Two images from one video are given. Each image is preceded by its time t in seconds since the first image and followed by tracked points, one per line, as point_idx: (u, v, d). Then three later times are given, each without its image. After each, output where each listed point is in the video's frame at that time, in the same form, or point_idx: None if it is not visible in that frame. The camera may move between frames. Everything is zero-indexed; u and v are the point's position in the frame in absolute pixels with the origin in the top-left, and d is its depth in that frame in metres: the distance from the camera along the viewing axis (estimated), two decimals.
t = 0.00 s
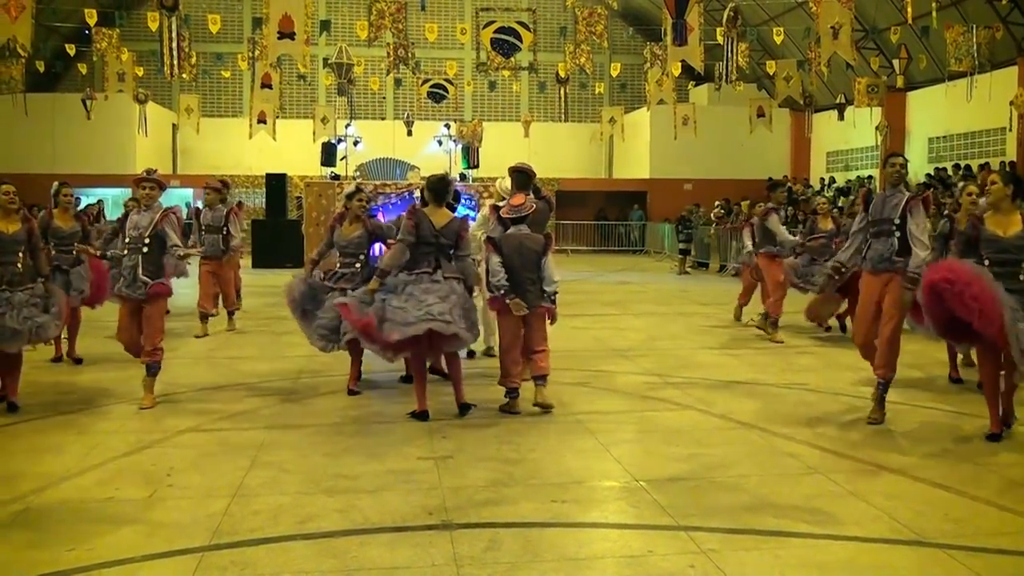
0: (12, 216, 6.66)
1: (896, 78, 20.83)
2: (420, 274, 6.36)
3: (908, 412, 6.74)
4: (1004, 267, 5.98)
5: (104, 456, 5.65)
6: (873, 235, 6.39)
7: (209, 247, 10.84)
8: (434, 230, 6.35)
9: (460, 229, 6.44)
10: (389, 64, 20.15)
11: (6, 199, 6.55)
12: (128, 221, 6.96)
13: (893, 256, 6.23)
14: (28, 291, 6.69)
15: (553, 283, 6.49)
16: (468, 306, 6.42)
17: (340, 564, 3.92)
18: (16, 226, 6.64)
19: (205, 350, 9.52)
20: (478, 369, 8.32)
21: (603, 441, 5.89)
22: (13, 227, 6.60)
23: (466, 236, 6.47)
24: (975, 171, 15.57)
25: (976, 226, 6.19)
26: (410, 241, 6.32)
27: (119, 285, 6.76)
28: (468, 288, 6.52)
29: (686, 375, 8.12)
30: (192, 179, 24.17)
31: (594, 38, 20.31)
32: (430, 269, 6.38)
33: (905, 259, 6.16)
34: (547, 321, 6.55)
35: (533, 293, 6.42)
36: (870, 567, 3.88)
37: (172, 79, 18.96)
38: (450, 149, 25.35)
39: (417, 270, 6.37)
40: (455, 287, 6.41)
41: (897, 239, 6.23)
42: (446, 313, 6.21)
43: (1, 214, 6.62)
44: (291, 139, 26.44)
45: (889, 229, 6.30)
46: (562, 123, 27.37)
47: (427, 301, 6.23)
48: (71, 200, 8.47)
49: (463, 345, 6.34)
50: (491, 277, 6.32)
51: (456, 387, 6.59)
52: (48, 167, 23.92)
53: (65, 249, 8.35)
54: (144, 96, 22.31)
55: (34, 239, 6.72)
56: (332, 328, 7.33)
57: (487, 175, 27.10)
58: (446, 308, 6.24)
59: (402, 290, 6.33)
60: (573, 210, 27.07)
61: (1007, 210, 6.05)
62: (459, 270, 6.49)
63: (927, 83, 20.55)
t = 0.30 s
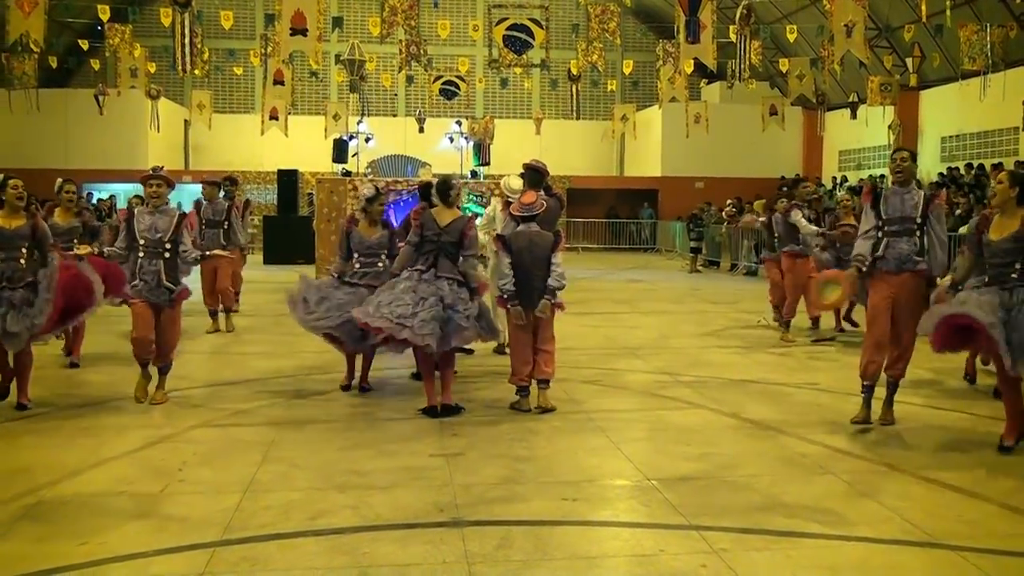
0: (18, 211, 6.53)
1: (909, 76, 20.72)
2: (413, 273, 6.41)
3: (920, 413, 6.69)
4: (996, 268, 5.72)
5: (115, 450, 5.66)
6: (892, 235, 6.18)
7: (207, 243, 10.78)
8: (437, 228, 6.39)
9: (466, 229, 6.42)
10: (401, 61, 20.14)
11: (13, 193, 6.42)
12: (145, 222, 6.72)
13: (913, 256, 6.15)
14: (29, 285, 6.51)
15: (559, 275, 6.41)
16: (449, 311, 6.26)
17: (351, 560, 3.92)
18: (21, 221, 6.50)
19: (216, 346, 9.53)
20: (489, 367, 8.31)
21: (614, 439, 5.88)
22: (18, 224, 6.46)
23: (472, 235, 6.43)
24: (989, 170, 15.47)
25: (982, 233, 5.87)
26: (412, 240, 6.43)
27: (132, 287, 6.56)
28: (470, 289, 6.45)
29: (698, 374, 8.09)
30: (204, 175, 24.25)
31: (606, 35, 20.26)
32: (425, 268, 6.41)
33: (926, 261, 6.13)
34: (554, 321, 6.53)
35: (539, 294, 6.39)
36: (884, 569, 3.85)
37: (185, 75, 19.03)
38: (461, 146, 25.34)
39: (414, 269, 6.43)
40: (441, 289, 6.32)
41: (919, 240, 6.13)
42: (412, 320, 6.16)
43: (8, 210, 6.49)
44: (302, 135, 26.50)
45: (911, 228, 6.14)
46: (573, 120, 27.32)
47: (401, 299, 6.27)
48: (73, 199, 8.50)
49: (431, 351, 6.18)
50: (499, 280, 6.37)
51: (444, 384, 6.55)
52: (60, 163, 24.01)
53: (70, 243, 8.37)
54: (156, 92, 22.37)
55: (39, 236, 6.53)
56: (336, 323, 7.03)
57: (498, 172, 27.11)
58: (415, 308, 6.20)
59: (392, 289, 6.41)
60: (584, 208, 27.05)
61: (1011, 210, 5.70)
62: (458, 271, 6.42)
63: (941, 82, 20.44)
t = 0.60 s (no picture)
0: (31, 211, 6.42)
1: (932, 74, 20.55)
2: (441, 268, 6.42)
3: (942, 414, 6.63)
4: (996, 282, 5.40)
5: (136, 445, 5.69)
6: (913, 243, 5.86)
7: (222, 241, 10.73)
8: (460, 223, 6.38)
9: (488, 222, 6.39)
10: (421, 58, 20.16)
11: (24, 192, 6.24)
12: (168, 218, 6.62)
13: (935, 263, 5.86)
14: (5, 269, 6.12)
15: (577, 274, 6.36)
16: (479, 302, 6.29)
17: (372, 557, 3.93)
18: (32, 220, 6.39)
19: (236, 342, 9.58)
20: (509, 365, 8.30)
21: (634, 438, 5.86)
22: (30, 222, 6.37)
23: (494, 229, 6.38)
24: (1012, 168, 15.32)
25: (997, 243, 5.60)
26: (438, 236, 6.47)
27: (155, 284, 6.46)
28: (498, 280, 6.42)
29: (718, 373, 8.05)
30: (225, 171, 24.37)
31: (627, 31, 20.20)
32: (453, 262, 6.42)
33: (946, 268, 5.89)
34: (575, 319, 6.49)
35: (559, 286, 6.32)
36: (907, 571, 3.82)
37: (206, 72, 19.12)
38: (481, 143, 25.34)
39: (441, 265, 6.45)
40: (470, 281, 6.33)
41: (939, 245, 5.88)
42: (445, 312, 6.18)
43: (18, 208, 6.36)
44: (322, 132, 26.58)
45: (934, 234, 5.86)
46: (593, 117, 27.27)
47: (432, 294, 6.28)
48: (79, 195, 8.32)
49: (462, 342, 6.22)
50: (519, 276, 6.35)
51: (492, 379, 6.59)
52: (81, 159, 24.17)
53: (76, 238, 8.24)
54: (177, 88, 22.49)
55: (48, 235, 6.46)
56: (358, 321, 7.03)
57: (518, 169, 27.11)
58: (445, 301, 6.22)
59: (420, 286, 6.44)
60: (604, 206, 26.99)
61: None
62: (485, 264, 6.40)
63: (963, 79, 20.27)
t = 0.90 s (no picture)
0: (46, 199, 6.43)
1: (961, 69, 20.31)
2: (491, 267, 6.39)
3: (974, 414, 6.55)
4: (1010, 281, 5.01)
5: (164, 436, 5.74)
6: (930, 239, 5.48)
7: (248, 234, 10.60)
8: (499, 220, 6.39)
9: (525, 217, 6.44)
10: (448, 53, 20.16)
11: (39, 180, 6.28)
12: (192, 210, 6.35)
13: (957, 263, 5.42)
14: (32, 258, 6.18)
15: (610, 270, 6.38)
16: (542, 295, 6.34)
17: (399, 550, 3.94)
18: (45, 209, 6.40)
19: (264, 335, 9.64)
20: (535, 360, 8.30)
21: (661, 435, 5.84)
22: (41, 212, 6.37)
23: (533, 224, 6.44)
24: None
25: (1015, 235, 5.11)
26: (475, 234, 6.42)
27: (180, 280, 6.17)
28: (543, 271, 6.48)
29: (745, 370, 8.01)
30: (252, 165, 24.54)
31: (655, 26, 20.12)
32: (499, 259, 6.40)
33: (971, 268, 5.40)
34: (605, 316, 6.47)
35: (589, 279, 6.31)
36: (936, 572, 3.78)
37: (234, 66, 19.25)
38: (507, 138, 25.34)
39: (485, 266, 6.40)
40: (526, 276, 6.36)
41: (961, 244, 5.41)
42: (521, 313, 6.22)
43: (31, 196, 6.39)
44: (350, 127, 26.69)
45: (955, 231, 5.45)
46: (620, 113, 27.19)
47: (501, 298, 6.25)
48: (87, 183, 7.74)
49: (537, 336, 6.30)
50: (550, 272, 6.32)
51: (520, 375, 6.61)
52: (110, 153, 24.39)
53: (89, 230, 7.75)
54: (205, 83, 22.64)
55: (63, 225, 6.44)
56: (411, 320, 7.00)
57: (544, 164, 27.09)
58: (516, 301, 6.24)
59: (469, 289, 6.39)
60: (631, 202, 26.92)
61: None
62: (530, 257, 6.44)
63: (994, 75, 20.01)
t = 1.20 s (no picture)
0: (66, 198, 6.10)
1: (992, 63, 20.03)
2: (496, 261, 6.41)
3: (1006, 414, 6.47)
4: None
5: (193, 430, 5.80)
6: (945, 236, 5.39)
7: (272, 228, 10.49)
8: (518, 217, 6.39)
9: (545, 219, 6.39)
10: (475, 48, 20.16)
11: (59, 179, 5.97)
12: (211, 204, 6.08)
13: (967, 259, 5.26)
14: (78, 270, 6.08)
15: (638, 266, 6.37)
16: (534, 299, 6.31)
17: (424, 545, 3.95)
18: (68, 210, 6.08)
19: (291, 329, 9.71)
20: (560, 356, 8.29)
21: (688, 432, 5.82)
22: (67, 212, 6.06)
23: (550, 225, 6.39)
24: None
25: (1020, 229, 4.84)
26: (492, 228, 6.47)
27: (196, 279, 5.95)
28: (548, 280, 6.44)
29: (773, 367, 7.96)
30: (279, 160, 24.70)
31: (682, 21, 20.01)
32: (507, 256, 6.41)
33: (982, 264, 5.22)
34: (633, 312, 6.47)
35: (615, 276, 6.33)
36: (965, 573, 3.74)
37: (262, 63, 19.37)
38: (533, 134, 25.33)
39: (497, 258, 6.43)
40: (526, 278, 6.33)
41: (972, 240, 5.26)
42: (507, 305, 6.18)
43: (52, 195, 6.05)
44: (376, 122, 26.77)
45: (966, 227, 5.30)
46: (646, 108, 27.08)
47: (491, 290, 6.24)
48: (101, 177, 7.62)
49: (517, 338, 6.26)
50: (576, 268, 6.34)
51: (532, 370, 6.63)
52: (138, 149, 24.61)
53: (97, 230, 7.48)
54: (233, 79, 22.80)
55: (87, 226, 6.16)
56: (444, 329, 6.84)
57: (570, 160, 27.06)
58: (506, 298, 6.20)
59: (478, 276, 6.41)
60: (657, 197, 26.82)
61: None
62: (540, 261, 6.41)
63: None
